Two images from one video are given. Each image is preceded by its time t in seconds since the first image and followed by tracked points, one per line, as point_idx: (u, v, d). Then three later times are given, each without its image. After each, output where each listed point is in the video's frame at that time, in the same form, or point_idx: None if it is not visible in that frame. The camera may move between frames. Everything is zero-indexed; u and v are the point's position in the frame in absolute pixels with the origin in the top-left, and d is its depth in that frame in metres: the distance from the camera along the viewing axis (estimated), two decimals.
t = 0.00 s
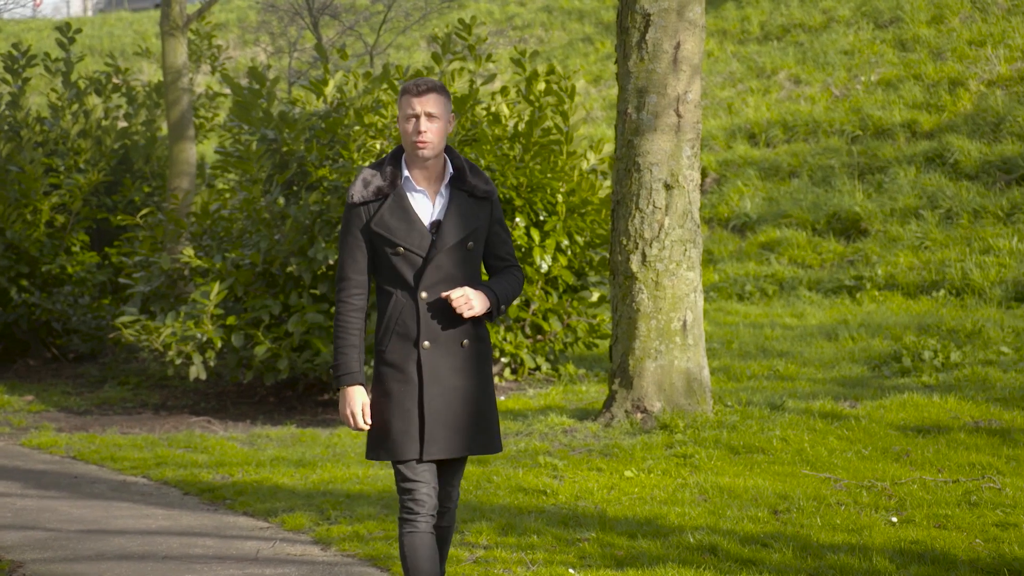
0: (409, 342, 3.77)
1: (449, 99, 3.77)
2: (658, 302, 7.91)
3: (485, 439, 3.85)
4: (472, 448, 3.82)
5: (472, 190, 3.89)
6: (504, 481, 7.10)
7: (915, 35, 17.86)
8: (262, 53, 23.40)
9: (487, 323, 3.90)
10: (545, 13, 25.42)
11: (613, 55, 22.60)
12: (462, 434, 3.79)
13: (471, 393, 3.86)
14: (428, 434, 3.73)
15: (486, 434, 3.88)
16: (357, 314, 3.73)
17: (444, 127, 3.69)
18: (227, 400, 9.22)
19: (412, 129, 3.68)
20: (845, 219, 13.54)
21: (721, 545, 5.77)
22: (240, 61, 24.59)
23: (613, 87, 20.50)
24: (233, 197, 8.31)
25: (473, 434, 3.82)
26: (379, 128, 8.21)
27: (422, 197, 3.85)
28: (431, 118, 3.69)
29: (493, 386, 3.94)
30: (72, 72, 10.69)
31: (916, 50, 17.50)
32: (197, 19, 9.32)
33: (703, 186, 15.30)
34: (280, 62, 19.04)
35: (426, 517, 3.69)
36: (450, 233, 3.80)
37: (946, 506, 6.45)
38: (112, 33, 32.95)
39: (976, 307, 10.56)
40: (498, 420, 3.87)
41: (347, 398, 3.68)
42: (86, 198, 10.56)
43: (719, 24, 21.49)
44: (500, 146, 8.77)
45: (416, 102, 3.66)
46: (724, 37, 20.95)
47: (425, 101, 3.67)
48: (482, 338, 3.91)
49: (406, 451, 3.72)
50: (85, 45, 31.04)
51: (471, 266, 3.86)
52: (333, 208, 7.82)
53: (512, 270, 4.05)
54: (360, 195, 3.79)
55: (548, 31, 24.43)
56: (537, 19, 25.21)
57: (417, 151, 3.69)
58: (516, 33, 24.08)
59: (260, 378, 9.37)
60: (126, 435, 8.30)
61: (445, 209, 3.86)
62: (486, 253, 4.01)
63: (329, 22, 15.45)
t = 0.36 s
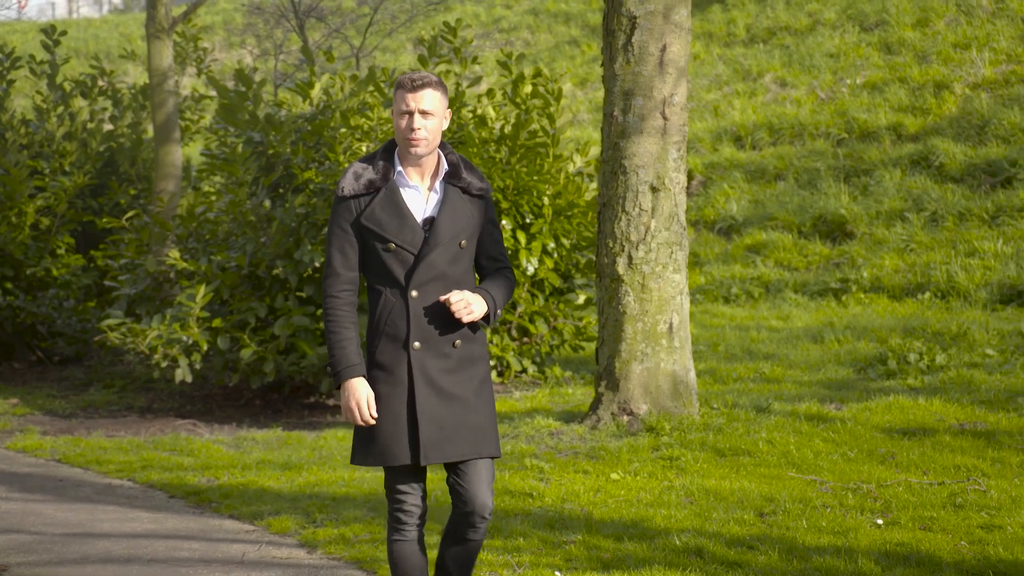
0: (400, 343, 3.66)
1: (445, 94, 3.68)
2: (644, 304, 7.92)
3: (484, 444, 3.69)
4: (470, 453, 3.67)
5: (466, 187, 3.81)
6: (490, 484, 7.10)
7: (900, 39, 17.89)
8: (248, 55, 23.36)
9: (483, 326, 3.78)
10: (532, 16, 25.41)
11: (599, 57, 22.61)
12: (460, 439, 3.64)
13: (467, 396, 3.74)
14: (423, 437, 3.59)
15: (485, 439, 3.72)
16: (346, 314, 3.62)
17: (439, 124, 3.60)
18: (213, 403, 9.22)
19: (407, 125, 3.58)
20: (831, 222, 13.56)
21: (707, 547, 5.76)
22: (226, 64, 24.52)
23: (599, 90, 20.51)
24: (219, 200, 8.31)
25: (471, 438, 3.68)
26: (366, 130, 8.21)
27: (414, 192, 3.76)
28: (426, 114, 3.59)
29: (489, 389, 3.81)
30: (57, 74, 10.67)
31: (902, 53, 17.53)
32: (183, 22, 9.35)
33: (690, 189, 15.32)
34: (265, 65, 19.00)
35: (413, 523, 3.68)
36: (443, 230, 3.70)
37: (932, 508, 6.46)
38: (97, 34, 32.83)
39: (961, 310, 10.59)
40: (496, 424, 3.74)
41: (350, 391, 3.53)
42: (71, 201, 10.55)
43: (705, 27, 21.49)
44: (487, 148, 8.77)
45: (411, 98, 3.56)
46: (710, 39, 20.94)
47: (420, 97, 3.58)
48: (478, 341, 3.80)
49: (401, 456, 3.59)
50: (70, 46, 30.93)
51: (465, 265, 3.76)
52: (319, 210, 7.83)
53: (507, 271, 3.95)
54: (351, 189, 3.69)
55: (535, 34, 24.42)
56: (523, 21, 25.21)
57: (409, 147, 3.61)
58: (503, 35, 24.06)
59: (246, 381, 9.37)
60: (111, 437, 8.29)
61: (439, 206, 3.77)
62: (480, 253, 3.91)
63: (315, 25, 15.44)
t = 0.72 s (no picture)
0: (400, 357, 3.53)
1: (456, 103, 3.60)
2: (628, 308, 7.92)
3: (482, 464, 3.55)
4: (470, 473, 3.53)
5: (476, 197, 3.65)
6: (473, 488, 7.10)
7: (883, 42, 17.92)
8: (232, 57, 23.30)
9: (492, 343, 3.61)
10: (516, 19, 25.40)
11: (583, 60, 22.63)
12: (459, 458, 3.51)
13: (471, 413, 3.59)
14: (420, 455, 3.48)
15: (486, 460, 3.57)
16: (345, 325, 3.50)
17: (448, 130, 3.50)
18: (196, 406, 9.22)
19: (415, 131, 3.49)
20: (814, 224, 13.58)
21: (690, 550, 5.75)
22: (210, 67, 24.44)
23: (583, 93, 20.53)
24: (203, 203, 8.34)
25: (472, 457, 3.54)
26: (349, 133, 8.14)
27: (421, 201, 3.63)
28: (435, 120, 3.50)
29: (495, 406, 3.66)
30: (40, 77, 10.69)
31: (885, 57, 17.57)
32: (165, 24, 9.41)
33: (674, 192, 15.34)
34: (249, 68, 18.96)
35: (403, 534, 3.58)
36: (448, 241, 3.55)
37: (915, 511, 6.47)
38: (80, 37, 32.72)
39: (943, 313, 10.62)
40: (500, 444, 3.59)
41: (388, 354, 3.35)
42: (53, 204, 10.55)
43: (689, 30, 21.50)
44: (470, 152, 8.80)
45: (421, 103, 3.48)
46: (694, 42, 20.94)
47: (429, 102, 3.49)
48: (484, 356, 3.64)
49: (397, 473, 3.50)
50: (51, 48, 30.82)
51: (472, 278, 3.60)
52: (303, 213, 7.87)
53: (519, 283, 3.76)
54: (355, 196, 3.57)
55: (518, 37, 24.41)
56: (508, 24, 25.21)
57: (416, 152, 3.51)
58: (486, 38, 24.05)
59: (229, 384, 9.39)
60: (94, 441, 8.29)
61: (447, 216, 3.62)
62: (492, 265, 3.74)
63: (300, 28, 15.43)
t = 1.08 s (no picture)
0: (412, 354, 3.44)
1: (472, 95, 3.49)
2: (609, 311, 7.92)
3: (497, 466, 3.44)
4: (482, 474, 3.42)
5: (490, 189, 3.58)
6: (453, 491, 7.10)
7: (863, 46, 17.96)
8: (212, 59, 23.21)
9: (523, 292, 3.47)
10: (498, 22, 25.37)
11: (565, 64, 22.64)
12: (471, 458, 3.41)
13: (485, 412, 3.48)
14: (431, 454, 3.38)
15: (500, 460, 3.46)
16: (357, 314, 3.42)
17: (462, 127, 3.41)
18: (177, 410, 9.22)
19: (428, 127, 3.39)
20: (795, 228, 13.62)
21: (672, 553, 5.75)
22: (191, 70, 24.33)
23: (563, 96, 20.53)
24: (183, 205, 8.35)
25: (485, 457, 3.44)
26: (330, 136, 8.25)
27: (434, 193, 3.55)
28: (449, 116, 3.40)
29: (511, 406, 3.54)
30: (19, 80, 10.66)
31: (865, 61, 17.62)
32: (145, 28, 9.34)
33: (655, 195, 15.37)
34: (231, 71, 18.90)
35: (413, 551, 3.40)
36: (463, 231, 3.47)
37: (895, 513, 6.48)
38: (60, 39, 32.57)
39: (924, 316, 10.67)
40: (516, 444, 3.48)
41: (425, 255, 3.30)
42: (33, 207, 10.53)
43: (671, 33, 21.52)
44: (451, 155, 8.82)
45: (435, 98, 3.38)
46: (675, 46, 20.96)
47: (444, 98, 3.39)
48: (500, 353, 3.53)
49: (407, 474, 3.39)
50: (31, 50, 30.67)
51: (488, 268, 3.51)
52: (285, 215, 7.91)
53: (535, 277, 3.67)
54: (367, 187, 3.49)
55: (500, 40, 24.39)
56: (489, 28, 25.19)
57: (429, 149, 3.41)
58: (467, 41, 24.02)
59: (210, 387, 9.39)
60: (74, 445, 8.27)
61: (460, 207, 3.54)
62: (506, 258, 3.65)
63: (282, 30, 15.41)
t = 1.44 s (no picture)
0: (414, 375, 3.39)
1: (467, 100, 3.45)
2: (589, 314, 7.93)
3: (497, 487, 3.44)
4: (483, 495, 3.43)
5: (488, 201, 3.49)
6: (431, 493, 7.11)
7: (841, 49, 18.01)
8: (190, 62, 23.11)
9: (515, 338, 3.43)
10: (477, 25, 25.35)
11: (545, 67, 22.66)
12: (474, 481, 3.40)
13: (485, 431, 3.46)
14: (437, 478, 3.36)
15: (499, 481, 3.46)
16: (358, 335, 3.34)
17: (457, 128, 3.35)
18: (155, 413, 9.21)
19: (423, 128, 3.34)
20: (774, 230, 13.66)
21: (651, 556, 5.76)
22: (169, 72, 24.22)
23: (542, 99, 20.53)
24: (162, 208, 8.37)
25: (486, 479, 3.43)
26: (309, 139, 8.24)
27: (432, 206, 3.47)
28: (444, 117, 3.34)
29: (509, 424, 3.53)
30: None
31: (843, 64, 17.68)
32: (123, 30, 9.35)
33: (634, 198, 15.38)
34: (211, 74, 18.86)
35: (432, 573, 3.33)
36: (463, 248, 3.41)
37: (873, 516, 6.49)
38: (36, 41, 32.41)
39: (902, 318, 10.72)
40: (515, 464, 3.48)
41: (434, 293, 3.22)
42: (9, 210, 10.52)
43: (650, 36, 21.54)
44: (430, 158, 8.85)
45: (429, 98, 3.33)
46: (654, 49, 21.00)
47: (438, 99, 3.34)
48: (499, 371, 3.50)
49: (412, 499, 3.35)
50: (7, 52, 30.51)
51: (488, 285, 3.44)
52: (264, 218, 7.94)
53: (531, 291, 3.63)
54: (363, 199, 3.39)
55: (479, 43, 24.37)
56: (468, 30, 25.17)
57: (424, 151, 3.35)
58: (446, 44, 23.99)
59: (188, 391, 9.40)
60: (51, 448, 8.25)
61: (458, 221, 3.46)
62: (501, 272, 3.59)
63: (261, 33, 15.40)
